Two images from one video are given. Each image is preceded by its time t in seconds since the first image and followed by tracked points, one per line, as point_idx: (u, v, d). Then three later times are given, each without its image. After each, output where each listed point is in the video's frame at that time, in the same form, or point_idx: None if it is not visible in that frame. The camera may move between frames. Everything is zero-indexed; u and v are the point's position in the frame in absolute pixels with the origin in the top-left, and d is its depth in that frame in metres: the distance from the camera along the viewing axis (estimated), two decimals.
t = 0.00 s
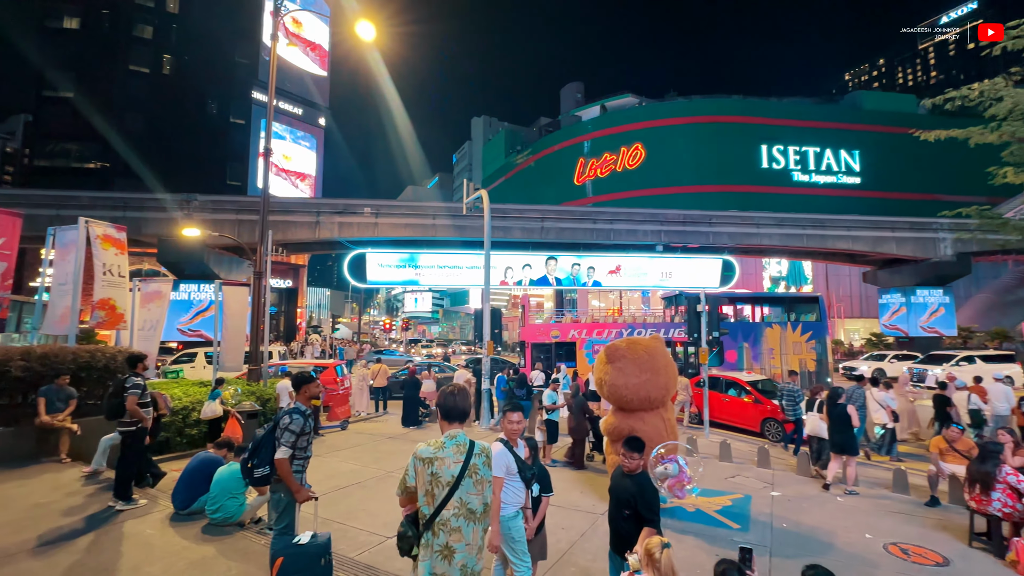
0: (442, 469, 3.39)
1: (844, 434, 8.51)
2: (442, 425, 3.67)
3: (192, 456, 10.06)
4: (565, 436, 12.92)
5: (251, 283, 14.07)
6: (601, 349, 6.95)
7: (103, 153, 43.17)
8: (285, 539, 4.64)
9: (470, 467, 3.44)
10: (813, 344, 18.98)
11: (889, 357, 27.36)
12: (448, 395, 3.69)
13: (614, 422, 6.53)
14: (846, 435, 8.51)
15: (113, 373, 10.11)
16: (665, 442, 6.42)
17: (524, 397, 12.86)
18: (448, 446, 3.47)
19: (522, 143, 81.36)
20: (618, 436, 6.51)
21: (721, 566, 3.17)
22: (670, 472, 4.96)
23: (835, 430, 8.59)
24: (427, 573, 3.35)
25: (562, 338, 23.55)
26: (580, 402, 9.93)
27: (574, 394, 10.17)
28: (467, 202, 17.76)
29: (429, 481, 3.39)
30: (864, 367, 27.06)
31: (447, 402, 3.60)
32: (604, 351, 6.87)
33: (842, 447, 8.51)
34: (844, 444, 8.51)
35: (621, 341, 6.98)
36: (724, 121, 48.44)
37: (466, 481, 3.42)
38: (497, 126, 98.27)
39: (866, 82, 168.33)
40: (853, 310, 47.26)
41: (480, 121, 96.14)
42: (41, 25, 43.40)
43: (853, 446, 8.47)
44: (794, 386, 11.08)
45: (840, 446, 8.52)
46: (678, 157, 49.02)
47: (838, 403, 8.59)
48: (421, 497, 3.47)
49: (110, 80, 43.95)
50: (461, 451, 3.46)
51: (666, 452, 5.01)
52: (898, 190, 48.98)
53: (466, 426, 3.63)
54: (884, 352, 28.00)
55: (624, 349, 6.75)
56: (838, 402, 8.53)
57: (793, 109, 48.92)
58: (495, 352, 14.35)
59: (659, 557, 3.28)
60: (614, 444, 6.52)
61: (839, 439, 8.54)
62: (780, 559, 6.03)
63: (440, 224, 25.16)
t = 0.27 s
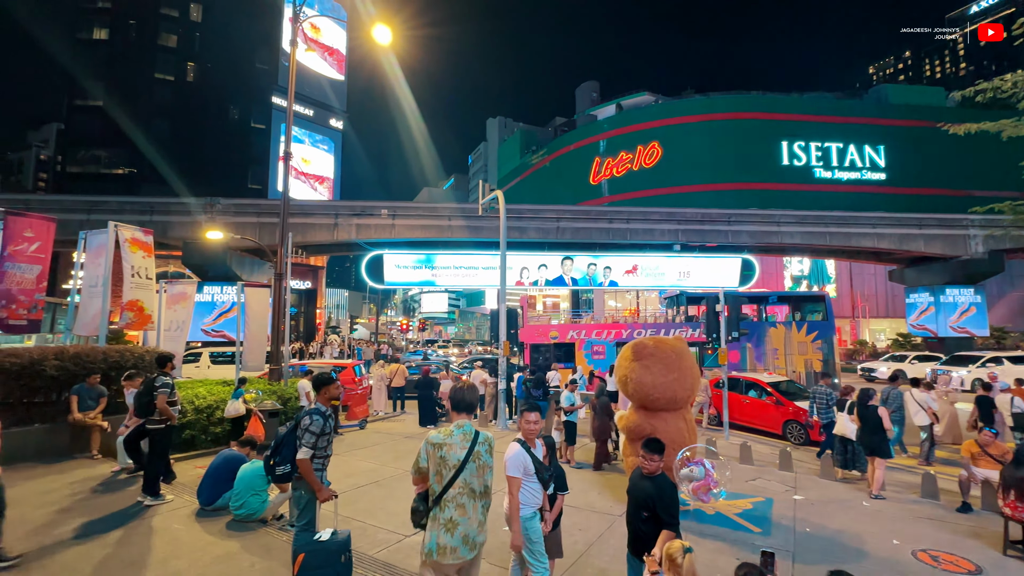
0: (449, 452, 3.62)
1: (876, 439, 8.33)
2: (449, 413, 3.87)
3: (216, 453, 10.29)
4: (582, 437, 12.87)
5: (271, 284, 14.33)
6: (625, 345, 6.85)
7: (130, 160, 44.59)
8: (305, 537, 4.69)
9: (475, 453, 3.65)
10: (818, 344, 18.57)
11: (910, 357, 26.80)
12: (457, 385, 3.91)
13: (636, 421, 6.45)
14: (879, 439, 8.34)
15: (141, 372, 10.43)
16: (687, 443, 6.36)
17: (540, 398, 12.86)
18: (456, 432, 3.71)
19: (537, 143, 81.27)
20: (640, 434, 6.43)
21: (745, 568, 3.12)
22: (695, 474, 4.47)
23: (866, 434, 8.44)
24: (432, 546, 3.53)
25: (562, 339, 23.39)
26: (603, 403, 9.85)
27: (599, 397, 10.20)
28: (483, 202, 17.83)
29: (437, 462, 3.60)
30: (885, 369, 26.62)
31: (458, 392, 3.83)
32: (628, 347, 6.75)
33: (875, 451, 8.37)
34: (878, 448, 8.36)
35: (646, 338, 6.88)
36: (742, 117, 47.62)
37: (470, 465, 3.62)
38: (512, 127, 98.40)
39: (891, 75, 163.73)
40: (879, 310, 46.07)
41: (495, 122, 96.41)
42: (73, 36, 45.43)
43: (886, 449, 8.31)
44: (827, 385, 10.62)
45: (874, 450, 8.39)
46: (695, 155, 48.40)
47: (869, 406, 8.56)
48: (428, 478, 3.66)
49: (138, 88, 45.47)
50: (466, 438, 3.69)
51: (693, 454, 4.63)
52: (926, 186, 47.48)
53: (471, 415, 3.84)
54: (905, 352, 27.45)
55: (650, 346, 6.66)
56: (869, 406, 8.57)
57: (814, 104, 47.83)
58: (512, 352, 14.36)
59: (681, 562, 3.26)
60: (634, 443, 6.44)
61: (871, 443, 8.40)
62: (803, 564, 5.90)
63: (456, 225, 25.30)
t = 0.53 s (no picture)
0: (452, 435, 3.96)
1: (899, 440, 8.29)
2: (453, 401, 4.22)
3: (230, 453, 10.45)
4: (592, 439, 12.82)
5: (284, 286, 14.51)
6: (641, 344, 6.79)
7: (147, 164, 45.34)
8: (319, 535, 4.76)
9: (475, 435, 3.98)
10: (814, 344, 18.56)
11: (921, 358, 26.42)
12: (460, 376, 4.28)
13: (652, 421, 6.38)
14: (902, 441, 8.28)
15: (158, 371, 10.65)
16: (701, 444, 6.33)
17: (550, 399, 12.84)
18: (458, 418, 4.05)
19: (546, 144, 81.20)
20: (655, 436, 6.36)
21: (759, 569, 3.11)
22: (705, 474, 4.36)
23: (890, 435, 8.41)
24: (442, 515, 3.90)
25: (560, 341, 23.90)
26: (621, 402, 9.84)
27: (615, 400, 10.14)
28: (493, 204, 17.88)
29: (442, 444, 3.96)
30: (894, 370, 26.13)
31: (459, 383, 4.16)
32: (645, 346, 6.70)
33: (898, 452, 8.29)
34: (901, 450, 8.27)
35: (662, 338, 6.83)
36: (753, 116, 47.13)
37: (471, 446, 3.95)
38: (522, 128, 98.46)
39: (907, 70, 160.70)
40: (896, 310, 45.23)
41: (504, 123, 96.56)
42: (92, 44, 46.60)
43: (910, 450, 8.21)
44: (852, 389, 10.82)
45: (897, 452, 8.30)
46: (707, 154, 47.99)
47: (891, 408, 8.52)
48: (434, 458, 4.02)
49: (155, 93, 46.38)
50: (467, 423, 4.03)
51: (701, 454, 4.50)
52: (944, 184, 46.55)
53: (473, 401, 4.17)
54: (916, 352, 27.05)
55: (668, 346, 6.61)
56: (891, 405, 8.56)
57: (828, 102, 47.17)
58: (522, 353, 14.36)
59: (694, 566, 3.24)
60: (648, 445, 6.38)
61: (895, 444, 8.33)
62: (819, 568, 5.81)
63: (466, 226, 25.36)
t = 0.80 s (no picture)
0: (439, 434, 4.22)
1: (905, 439, 8.37)
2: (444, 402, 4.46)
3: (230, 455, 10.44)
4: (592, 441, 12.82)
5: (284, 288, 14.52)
6: (646, 346, 6.73)
7: (147, 166, 45.82)
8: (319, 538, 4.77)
9: (461, 435, 4.21)
10: (794, 346, 19.16)
11: (912, 359, 26.44)
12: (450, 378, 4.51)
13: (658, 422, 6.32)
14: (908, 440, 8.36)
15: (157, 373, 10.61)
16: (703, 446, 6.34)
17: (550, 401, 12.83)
18: (445, 418, 4.28)
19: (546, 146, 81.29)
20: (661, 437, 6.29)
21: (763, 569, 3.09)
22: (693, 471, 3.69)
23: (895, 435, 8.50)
24: (433, 509, 4.15)
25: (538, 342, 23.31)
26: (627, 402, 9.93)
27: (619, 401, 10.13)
28: (493, 205, 17.88)
29: (430, 443, 4.23)
30: (884, 372, 26.16)
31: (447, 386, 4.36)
32: (653, 348, 6.65)
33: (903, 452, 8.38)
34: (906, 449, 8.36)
35: (668, 341, 6.81)
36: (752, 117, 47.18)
37: (457, 445, 4.18)
38: (522, 130, 98.57)
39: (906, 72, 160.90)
40: (896, 311, 45.24)
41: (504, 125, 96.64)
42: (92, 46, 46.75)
43: (916, 450, 8.29)
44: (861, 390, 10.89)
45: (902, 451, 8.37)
46: (706, 156, 48.06)
47: (896, 407, 8.60)
48: (425, 455, 4.31)
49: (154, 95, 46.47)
50: (453, 423, 4.24)
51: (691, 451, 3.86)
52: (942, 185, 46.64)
53: (462, 403, 4.38)
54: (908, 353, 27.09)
55: (674, 349, 6.62)
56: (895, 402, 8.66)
57: (826, 104, 47.27)
58: (521, 355, 14.35)
59: (694, 569, 3.21)
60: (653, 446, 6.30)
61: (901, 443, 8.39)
62: (820, 569, 5.81)
63: (465, 227, 25.33)
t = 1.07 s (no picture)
0: (411, 426, 4.58)
1: (885, 438, 8.53)
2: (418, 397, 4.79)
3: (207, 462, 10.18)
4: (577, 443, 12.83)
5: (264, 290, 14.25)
6: (635, 345, 6.62)
7: (122, 165, 44.69)
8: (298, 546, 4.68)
9: (431, 427, 4.57)
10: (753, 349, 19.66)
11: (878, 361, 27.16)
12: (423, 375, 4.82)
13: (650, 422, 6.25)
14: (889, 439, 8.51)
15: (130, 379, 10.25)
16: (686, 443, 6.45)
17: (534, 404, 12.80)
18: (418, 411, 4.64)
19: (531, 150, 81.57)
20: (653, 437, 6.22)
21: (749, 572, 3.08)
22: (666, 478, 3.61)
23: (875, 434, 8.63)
24: (406, 497, 4.52)
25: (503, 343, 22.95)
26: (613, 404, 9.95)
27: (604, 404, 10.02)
28: (477, 208, 17.83)
29: (404, 435, 4.59)
30: (852, 373, 26.80)
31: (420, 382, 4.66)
32: (644, 347, 6.57)
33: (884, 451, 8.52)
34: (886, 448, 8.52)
35: (656, 342, 6.83)
36: (733, 124, 48.09)
37: (427, 436, 4.54)
38: (507, 133, 98.73)
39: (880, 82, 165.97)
40: (871, 314, 46.42)
41: (489, 128, 96.74)
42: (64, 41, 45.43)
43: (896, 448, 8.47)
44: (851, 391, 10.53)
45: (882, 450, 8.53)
46: (688, 161, 48.79)
47: (876, 407, 8.73)
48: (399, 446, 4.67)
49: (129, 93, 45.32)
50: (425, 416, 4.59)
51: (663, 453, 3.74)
52: (914, 192, 48.15)
53: (435, 398, 4.71)
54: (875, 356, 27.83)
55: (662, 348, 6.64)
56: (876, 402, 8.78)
57: (803, 112, 48.43)
58: (505, 358, 14.31)
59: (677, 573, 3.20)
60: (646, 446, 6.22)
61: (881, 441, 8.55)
62: (800, 567, 5.88)
63: (450, 230, 25.22)
